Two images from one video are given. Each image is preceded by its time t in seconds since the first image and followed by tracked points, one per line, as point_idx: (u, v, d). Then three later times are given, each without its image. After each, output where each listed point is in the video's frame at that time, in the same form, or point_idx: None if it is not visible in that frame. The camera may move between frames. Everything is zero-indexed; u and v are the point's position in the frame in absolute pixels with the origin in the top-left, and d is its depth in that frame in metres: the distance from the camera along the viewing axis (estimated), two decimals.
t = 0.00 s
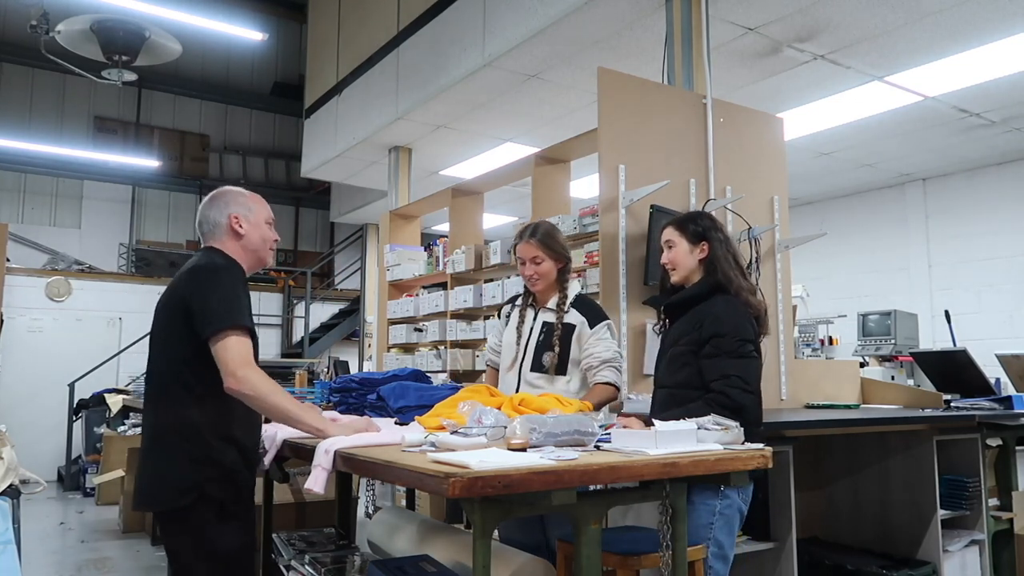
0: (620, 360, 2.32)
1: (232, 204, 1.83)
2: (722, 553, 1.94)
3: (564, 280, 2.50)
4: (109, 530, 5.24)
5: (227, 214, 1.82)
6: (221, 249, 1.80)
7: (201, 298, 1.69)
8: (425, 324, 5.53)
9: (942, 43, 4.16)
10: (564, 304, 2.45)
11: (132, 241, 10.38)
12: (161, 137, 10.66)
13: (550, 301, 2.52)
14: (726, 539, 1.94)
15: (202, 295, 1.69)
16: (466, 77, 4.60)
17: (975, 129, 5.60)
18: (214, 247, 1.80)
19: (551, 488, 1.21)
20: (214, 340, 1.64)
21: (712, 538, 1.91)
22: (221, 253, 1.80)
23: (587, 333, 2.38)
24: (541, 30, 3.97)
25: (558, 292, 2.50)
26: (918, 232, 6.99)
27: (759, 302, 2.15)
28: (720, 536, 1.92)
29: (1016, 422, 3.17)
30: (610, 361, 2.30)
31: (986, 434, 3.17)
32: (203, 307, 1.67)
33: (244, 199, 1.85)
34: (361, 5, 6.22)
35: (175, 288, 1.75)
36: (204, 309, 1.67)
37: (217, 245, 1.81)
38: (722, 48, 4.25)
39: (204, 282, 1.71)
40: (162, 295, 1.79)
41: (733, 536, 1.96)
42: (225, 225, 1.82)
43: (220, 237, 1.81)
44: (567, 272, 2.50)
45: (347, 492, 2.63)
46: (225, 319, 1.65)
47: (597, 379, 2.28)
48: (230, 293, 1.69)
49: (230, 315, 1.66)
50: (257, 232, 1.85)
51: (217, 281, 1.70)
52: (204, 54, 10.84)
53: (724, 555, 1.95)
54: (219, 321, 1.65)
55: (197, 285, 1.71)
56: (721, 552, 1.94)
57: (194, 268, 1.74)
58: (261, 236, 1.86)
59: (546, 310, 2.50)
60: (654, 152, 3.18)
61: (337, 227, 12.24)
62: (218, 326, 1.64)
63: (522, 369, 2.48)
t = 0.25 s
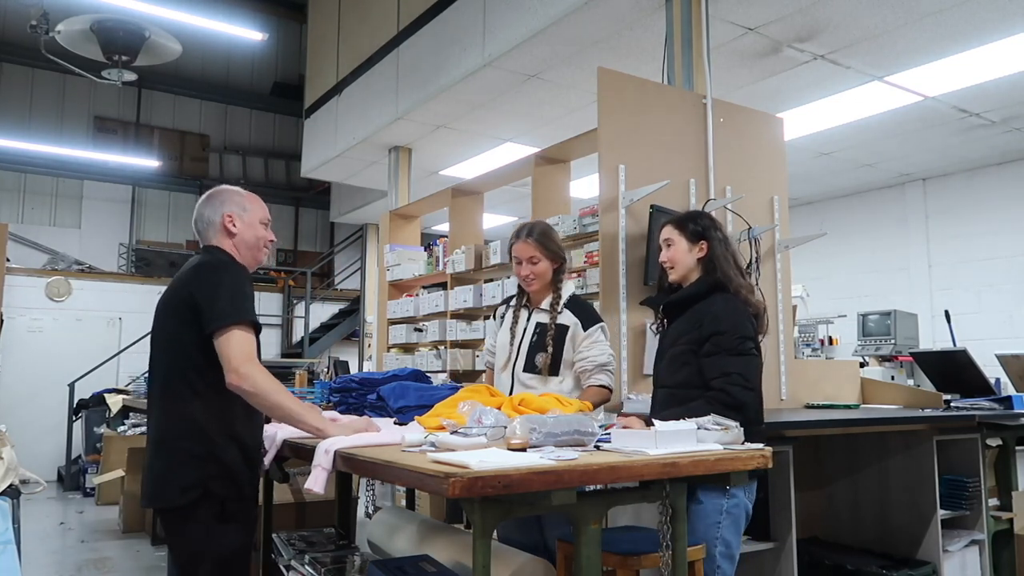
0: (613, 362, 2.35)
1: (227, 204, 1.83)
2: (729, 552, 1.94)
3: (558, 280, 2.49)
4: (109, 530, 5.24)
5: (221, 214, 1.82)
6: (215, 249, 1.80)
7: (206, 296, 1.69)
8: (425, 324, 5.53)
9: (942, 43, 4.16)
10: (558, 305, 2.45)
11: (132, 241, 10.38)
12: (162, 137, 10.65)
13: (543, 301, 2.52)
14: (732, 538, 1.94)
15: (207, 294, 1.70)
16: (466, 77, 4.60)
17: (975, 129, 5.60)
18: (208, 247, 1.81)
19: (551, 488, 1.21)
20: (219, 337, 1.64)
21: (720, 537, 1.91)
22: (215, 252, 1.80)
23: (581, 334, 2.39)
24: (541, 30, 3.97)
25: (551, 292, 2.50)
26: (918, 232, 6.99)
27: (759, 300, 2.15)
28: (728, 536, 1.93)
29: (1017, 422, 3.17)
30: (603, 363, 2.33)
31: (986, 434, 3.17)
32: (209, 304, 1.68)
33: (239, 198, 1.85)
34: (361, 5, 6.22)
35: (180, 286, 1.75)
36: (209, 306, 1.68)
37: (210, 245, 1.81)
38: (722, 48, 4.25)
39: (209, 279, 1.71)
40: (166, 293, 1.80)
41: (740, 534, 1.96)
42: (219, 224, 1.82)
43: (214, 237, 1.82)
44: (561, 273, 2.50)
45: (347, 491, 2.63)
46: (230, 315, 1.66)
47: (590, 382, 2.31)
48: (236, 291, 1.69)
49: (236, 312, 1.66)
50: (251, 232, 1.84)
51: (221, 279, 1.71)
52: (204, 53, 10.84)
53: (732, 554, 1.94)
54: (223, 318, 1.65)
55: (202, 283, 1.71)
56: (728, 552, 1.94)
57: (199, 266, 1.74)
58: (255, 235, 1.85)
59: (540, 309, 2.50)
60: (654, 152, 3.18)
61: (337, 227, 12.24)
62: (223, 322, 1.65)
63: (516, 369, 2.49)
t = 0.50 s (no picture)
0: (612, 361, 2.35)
1: (229, 204, 1.83)
2: (736, 551, 1.94)
3: (555, 280, 2.49)
4: (109, 530, 5.24)
5: (223, 214, 1.82)
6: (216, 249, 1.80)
7: (207, 296, 1.69)
8: (425, 324, 5.53)
9: (943, 43, 4.15)
10: (554, 304, 2.45)
11: (132, 241, 10.37)
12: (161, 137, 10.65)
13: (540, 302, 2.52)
14: (739, 537, 1.94)
15: (207, 294, 1.70)
16: (466, 77, 4.61)
17: (975, 129, 5.60)
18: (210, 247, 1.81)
19: (551, 488, 1.21)
20: (218, 337, 1.65)
21: (727, 536, 1.92)
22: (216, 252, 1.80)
23: (579, 334, 2.39)
24: (541, 30, 3.97)
25: (548, 293, 2.50)
26: (918, 232, 6.99)
27: (757, 298, 2.16)
28: (734, 535, 1.93)
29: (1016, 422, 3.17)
30: (602, 361, 2.33)
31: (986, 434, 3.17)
32: (210, 305, 1.68)
33: (241, 199, 1.85)
34: (361, 5, 6.22)
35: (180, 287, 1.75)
36: (209, 307, 1.68)
37: (211, 245, 1.81)
38: (722, 48, 4.25)
39: (209, 279, 1.71)
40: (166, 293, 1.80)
41: (746, 533, 1.96)
42: (221, 224, 1.82)
43: (215, 237, 1.82)
44: (559, 273, 2.51)
45: (347, 491, 2.63)
46: (231, 316, 1.66)
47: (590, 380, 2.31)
48: (237, 292, 1.69)
49: (236, 312, 1.66)
50: (253, 233, 1.84)
51: (222, 279, 1.71)
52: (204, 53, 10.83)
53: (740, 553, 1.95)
54: (224, 318, 1.65)
55: (202, 282, 1.71)
56: (735, 551, 1.94)
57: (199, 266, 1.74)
58: (256, 237, 1.85)
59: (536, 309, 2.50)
60: (654, 152, 3.18)
61: (337, 227, 12.24)
62: (223, 323, 1.65)
63: (514, 369, 2.49)
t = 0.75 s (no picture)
0: (612, 359, 2.35)
1: (230, 202, 1.83)
2: (737, 552, 1.94)
3: (555, 280, 2.50)
4: (109, 530, 5.24)
5: (224, 214, 1.82)
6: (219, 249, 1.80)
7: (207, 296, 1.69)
8: (425, 324, 5.53)
9: (942, 43, 4.16)
10: (554, 304, 2.45)
11: (131, 241, 10.38)
12: (161, 137, 10.65)
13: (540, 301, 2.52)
14: (740, 536, 1.94)
15: (208, 294, 1.70)
16: (466, 77, 4.61)
17: (975, 129, 5.60)
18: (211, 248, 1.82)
19: (551, 488, 1.21)
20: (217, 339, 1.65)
21: (728, 536, 1.92)
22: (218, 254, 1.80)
23: (579, 332, 2.39)
24: (541, 30, 3.97)
25: (547, 292, 2.50)
26: (918, 232, 6.99)
27: (754, 298, 2.16)
28: (735, 535, 1.93)
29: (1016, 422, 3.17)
30: (601, 360, 2.33)
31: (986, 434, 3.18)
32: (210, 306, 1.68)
33: (242, 200, 1.85)
34: (361, 5, 6.22)
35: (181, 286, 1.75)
36: (209, 309, 1.67)
37: (213, 245, 1.81)
38: (722, 48, 4.25)
39: (209, 280, 1.71)
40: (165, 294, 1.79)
41: (746, 532, 1.96)
42: (223, 224, 1.82)
43: (217, 238, 1.82)
44: (559, 273, 2.51)
45: (347, 491, 2.63)
46: (231, 317, 1.65)
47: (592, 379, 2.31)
48: (237, 292, 1.69)
49: (237, 314, 1.66)
50: (254, 234, 1.84)
51: (223, 280, 1.71)
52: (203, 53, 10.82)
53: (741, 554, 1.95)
54: (224, 319, 1.65)
55: (204, 283, 1.71)
56: (735, 552, 1.94)
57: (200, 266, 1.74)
58: (258, 237, 1.85)
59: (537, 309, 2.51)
60: (653, 152, 3.18)
61: (337, 227, 12.23)
62: (222, 324, 1.65)
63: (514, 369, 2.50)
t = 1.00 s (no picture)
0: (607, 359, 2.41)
1: (259, 131, 1.28)
2: (723, 548, 1.96)
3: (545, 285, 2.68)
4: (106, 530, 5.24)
5: (248, 144, 1.27)
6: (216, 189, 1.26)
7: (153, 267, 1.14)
8: (423, 324, 5.53)
9: (940, 43, 4.16)
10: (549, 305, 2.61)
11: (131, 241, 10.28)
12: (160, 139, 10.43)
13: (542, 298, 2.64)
14: (726, 533, 1.96)
15: (155, 262, 1.14)
16: (464, 77, 4.60)
17: (973, 129, 5.61)
18: (213, 183, 1.27)
19: (548, 488, 1.21)
20: (176, 333, 1.09)
21: (716, 533, 1.94)
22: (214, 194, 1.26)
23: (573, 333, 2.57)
24: (538, 30, 3.97)
25: (538, 294, 2.66)
26: (916, 232, 7.00)
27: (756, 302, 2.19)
28: (722, 531, 1.95)
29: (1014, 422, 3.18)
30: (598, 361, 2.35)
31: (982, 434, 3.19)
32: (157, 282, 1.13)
33: (276, 132, 1.30)
34: (359, 5, 6.21)
35: (117, 246, 1.20)
36: (166, 286, 1.12)
37: (218, 179, 1.27)
38: (720, 48, 4.25)
39: (158, 241, 1.15)
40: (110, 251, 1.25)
41: (730, 529, 1.98)
42: (241, 158, 1.27)
43: (227, 172, 1.28)
44: (555, 273, 2.69)
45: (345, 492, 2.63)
46: (190, 302, 1.10)
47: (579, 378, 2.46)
48: (200, 261, 1.13)
49: (204, 302, 1.11)
50: (277, 187, 1.30)
51: (189, 244, 1.14)
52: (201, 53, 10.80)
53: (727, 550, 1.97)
54: (186, 308, 1.10)
55: (159, 246, 1.15)
56: (722, 548, 1.96)
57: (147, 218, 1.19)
58: (278, 194, 1.31)
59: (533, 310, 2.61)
60: (652, 153, 3.18)
61: (335, 227, 12.22)
62: (178, 314, 1.09)
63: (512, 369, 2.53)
